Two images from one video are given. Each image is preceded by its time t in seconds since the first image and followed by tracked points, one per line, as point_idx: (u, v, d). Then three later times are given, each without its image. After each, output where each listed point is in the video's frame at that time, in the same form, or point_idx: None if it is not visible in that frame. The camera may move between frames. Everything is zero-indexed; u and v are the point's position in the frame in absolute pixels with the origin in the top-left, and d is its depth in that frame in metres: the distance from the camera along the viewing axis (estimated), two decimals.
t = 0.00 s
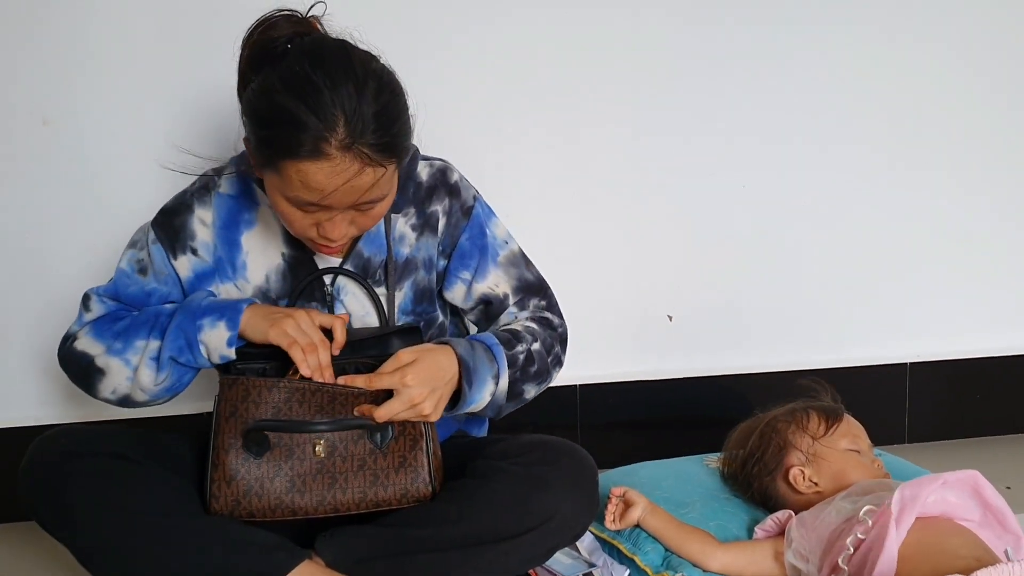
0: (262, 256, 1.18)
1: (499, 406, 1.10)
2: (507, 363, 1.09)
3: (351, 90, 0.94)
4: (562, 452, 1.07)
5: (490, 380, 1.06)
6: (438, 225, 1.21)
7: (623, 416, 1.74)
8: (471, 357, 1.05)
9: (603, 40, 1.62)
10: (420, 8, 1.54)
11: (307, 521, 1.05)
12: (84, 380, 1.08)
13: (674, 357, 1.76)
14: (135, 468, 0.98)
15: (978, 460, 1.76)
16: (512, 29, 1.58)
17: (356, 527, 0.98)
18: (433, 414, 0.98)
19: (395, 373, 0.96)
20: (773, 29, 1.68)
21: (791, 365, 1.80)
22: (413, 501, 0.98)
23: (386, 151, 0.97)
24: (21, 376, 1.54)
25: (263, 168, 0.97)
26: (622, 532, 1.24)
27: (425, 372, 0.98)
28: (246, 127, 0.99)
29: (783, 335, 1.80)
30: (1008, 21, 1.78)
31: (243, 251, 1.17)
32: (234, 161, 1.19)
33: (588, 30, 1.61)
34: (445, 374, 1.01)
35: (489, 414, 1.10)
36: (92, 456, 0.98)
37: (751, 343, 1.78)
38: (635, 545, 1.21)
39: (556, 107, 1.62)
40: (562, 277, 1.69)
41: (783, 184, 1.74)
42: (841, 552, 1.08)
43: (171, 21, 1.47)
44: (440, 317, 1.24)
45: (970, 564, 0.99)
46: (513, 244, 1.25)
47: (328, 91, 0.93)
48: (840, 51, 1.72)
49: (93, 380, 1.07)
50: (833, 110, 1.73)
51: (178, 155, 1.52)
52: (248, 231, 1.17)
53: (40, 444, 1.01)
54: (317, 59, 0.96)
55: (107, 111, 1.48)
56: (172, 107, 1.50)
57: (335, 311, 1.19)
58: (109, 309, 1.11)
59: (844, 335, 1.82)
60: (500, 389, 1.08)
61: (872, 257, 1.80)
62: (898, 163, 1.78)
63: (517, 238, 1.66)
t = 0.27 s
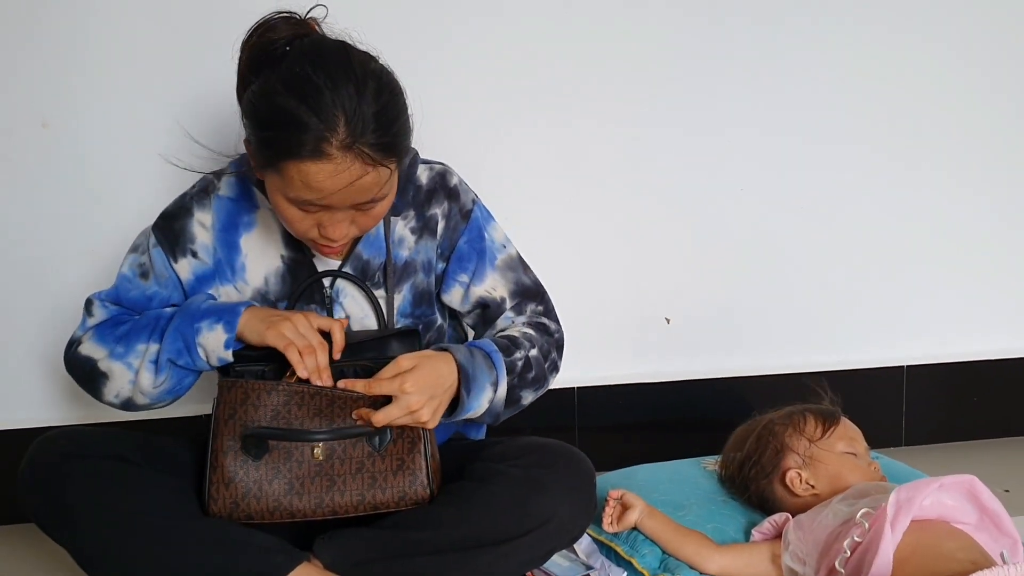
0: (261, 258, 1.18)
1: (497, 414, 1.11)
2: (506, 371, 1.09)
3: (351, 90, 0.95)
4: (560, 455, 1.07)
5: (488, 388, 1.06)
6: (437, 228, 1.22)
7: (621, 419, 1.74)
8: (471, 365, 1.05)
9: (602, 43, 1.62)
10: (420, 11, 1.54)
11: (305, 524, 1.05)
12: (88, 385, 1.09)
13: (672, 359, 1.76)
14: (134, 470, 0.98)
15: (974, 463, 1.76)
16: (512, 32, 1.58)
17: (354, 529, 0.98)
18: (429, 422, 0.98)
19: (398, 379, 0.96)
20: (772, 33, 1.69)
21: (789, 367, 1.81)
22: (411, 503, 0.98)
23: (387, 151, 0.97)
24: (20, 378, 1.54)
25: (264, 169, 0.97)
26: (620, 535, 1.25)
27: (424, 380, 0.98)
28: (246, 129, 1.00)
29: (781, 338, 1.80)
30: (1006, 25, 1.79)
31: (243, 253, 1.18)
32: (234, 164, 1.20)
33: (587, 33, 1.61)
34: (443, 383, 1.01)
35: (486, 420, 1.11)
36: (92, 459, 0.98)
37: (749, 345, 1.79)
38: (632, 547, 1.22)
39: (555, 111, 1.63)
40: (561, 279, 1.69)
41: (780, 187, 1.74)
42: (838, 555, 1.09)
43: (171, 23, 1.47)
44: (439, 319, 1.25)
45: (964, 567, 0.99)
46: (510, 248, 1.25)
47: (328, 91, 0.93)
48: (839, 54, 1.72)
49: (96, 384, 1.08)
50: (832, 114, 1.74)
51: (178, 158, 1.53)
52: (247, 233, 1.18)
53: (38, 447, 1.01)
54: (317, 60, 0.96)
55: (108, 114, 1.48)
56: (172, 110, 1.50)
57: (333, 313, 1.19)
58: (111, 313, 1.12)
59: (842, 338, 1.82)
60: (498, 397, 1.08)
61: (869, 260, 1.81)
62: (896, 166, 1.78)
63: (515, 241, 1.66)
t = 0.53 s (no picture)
0: (261, 259, 1.18)
1: (496, 421, 1.11)
2: (506, 378, 1.09)
3: (354, 88, 0.95)
4: (559, 456, 1.07)
5: (488, 395, 1.06)
6: (437, 229, 1.22)
7: (619, 420, 1.74)
8: (472, 372, 1.05)
9: (602, 44, 1.63)
10: (420, 12, 1.55)
11: (304, 524, 1.05)
12: (92, 385, 1.09)
13: (670, 360, 1.76)
14: (134, 470, 0.98)
15: (972, 465, 1.77)
16: (512, 32, 1.59)
17: (353, 530, 0.98)
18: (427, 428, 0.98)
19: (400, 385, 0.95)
20: (772, 34, 1.69)
21: (787, 369, 1.81)
22: (410, 504, 0.98)
23: (389, 149, 0.97)
24: (18, 378, 1.54)
25: (266, 167, 0.98)
26: (618, 536, 1.25)
27: (425, 387, 0.97)
28: (248, 127, 1.00)
29: (779, 339, 1.80)
30: (1005, 27, 1.79)
31: (243, 253, 1.18)
32: (235, 165, 1.20)
33: (587, 33, 1.62)
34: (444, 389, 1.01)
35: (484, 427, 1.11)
36: (91, 459, 0.98)
37: (747, 346, 1.79)
38: (630, 549, 1.22)
39: (555, 111, 1.63)
40: (559, 280, 1.69)
41: (779, 188, 1.75)
42: (835, 557, 1.09)
43: (172, 23, 1.47)
44: (438, 320, 1.25)
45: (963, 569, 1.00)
46: (509, 249, 1.26)
47: (331, 89, 0.94)
48: (838, 56, 1.73)
49: (99, 384, 1.08)
50: (831, 114, 1.74)
51: (177, 158, 1.53)
52: (247, 233, 1.18)
53: (38, 446, 1.01)
54: (319, 58, 0.96)
55: (108, 114, 1.49)
56: (172, 110, 1.51)
57: (333, 314, 1.19)
58: (113, 314, 1.12)
59: (841, 339, 1.83)
60: (497, 404, 1.08)
61: (868, 261, 1.81)
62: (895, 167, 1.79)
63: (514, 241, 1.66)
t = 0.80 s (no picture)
0: (261, 261, 1.19)
1: (494, 425, 1.11)
2: (504, 383, 1.10)
3: (353, 90, 0.96)
4: (556, 458, 1.07)
5: (486, 400, 1.06)
6: (435, 231, 1.22)
7: (617, 421, 1.74)
8: (471, 377, 1.05)
9: (601, 45, 1.63)
10: (420, 13, 1.55)
11: (303, 526, 1.06)
12: (88, 385, 1.09)
13: (669, 362, 1.77)
14: (132, 471, 0.99)
15: (969, 467, 1.77)
16: (512, 33, 1.59)
17: (351, 531, 0.99)
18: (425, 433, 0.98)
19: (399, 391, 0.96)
20: (771, 36, 1.70)
21: (784, 371, 1.82)
22: (407, 506, 0.99)
23: (388, 151, 0.98)
24: (17, 378, 1.54)
25: (264, 168, 0.98)
26: (615, 538, 1.25)
27: (423, 393, 0.97)
28: (247, 128, 1.00)
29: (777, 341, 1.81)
30: (1004, 30, 1.80)
31: (241, 255, 1.18)
32: (235, 167, 1.20)
33: (587, 35, 1.62)
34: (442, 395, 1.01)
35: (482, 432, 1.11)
36: (90, 460, 0.99)
37: (746, 348, 1.80)
38: (627, 550, 1.22)
39: (555, 113, 1.63)
40: (558, 282, 1.70)
41: (777, 190, 1.75)
42: (832, 558, 1.09)
43: (173, 25, 1.48)
44: (436, 322, 1.25)
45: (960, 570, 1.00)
46: (507, 252, 1.26)
47: (330, 91, 0.94)
48: (837, 58, 1.73)
49: (96, 385, 1.08)
50: (830, 116, 1.75)
51: (177, 159, 1.53)
52: (246, 236, 1.18)
53: (37, 447, 1.01)
54: (319, 61, 0.97)
55: (109, 115, 1.49)
56: (173, 112, 1.51)
57: (331, 315, 1.20)
58: (110, 315, 1.12)
59: (839, 341, 1.83)
60: (495, 409, 1.08)
61: (866, 263, 1.81)
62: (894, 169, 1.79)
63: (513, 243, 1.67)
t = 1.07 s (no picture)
0: (264, 264, 1.20)
1: (493, 429, 1.12)
2: (503, 387, 1.10)
3: (356, 94, 0.97)
4: (557, 461, 1.08)
5: (486, 405, 1.07)
6: (437, 235, 1.23)
7: (618, 424, 1.75)
8: (471, 382, 1.06)
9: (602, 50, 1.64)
10: (422, 18, 1.56)
11: (305, 528, 1.07)
12: (96, 388, 1.11)
13: (670, 365, 1.78)
14: (136, 473, 0.99)
15: (969, 470, 1.78)
16: (513, 37, 1.60)
17: (353, 533, 1.00)
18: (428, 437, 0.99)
19: (402, 398, 0.96)
20: (770, 40, 1.71)
21: (785, 374, 1.82)
22: (409, 509, 1.00)
23: (390, 154, 0.99)
24: (21, 381, 1.55)
25: (268, 171, 0.99)
26: (616, 540, 1.26)
27: (426, 400, 0.98)
28: (251, 132, 1.01)
29: (778, 344, 1.82)
30: (1003, 34, 1.81)
31: (244, 259, 1.19)
32: (238, 171, 1.21)
33: (587, 39, 1.63)
34: (443, 400, 1.02)
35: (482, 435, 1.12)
36: (94, 462, 1.00)
37: (747, 352, 1.80)
38: (628, 553, 1.23)
39: (556, 116, 1.64)
40: (560, 285, 1.71)
41: (777, 194, 1.76)
42: (832, 560, 1.10)
43: (177, 29, 1.49)
44: (438, 325, 1.26)
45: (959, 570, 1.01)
46: (508, 256, 1.27)
47: (334, 94, 0.95)
48: (836, 62, 1.74)
49: (102, 387, 1.10)
50: (830, 120, 1.76)
51: (180, 163, 1.54)
52: (249, 240, 1.19)
53: (41, 449, 1.02)
54: (323, 65, 0.98)
55: (113, 119, 1.50)
56: (177, 116, 1.52)
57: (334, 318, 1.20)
58: (113, 318, 1.13)
59: (839, 344, 1.84)
60: (494, 413, 1.09)
61: (866, 267, 1.82)
62: (893, 172, 1.80)
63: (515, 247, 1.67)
